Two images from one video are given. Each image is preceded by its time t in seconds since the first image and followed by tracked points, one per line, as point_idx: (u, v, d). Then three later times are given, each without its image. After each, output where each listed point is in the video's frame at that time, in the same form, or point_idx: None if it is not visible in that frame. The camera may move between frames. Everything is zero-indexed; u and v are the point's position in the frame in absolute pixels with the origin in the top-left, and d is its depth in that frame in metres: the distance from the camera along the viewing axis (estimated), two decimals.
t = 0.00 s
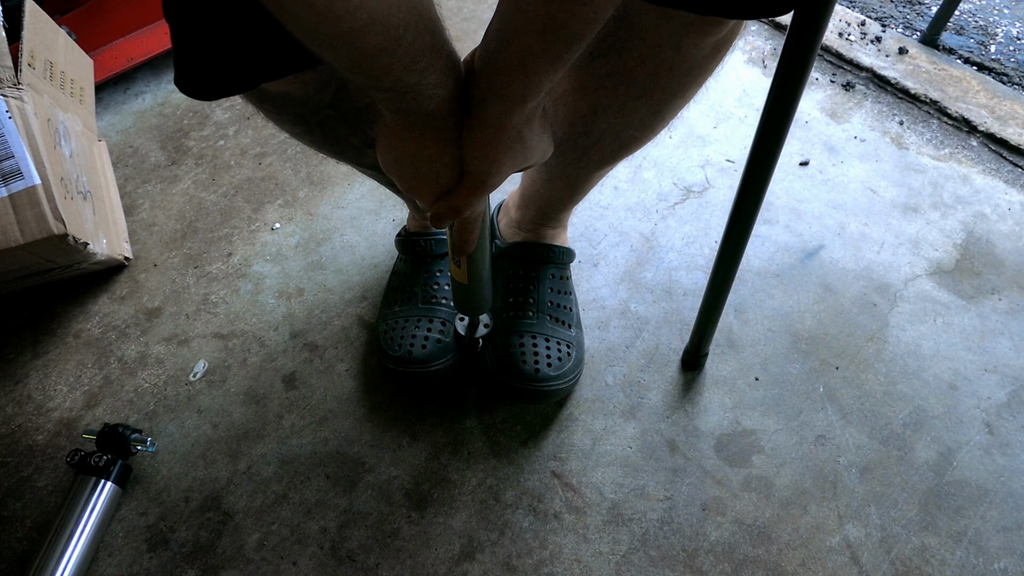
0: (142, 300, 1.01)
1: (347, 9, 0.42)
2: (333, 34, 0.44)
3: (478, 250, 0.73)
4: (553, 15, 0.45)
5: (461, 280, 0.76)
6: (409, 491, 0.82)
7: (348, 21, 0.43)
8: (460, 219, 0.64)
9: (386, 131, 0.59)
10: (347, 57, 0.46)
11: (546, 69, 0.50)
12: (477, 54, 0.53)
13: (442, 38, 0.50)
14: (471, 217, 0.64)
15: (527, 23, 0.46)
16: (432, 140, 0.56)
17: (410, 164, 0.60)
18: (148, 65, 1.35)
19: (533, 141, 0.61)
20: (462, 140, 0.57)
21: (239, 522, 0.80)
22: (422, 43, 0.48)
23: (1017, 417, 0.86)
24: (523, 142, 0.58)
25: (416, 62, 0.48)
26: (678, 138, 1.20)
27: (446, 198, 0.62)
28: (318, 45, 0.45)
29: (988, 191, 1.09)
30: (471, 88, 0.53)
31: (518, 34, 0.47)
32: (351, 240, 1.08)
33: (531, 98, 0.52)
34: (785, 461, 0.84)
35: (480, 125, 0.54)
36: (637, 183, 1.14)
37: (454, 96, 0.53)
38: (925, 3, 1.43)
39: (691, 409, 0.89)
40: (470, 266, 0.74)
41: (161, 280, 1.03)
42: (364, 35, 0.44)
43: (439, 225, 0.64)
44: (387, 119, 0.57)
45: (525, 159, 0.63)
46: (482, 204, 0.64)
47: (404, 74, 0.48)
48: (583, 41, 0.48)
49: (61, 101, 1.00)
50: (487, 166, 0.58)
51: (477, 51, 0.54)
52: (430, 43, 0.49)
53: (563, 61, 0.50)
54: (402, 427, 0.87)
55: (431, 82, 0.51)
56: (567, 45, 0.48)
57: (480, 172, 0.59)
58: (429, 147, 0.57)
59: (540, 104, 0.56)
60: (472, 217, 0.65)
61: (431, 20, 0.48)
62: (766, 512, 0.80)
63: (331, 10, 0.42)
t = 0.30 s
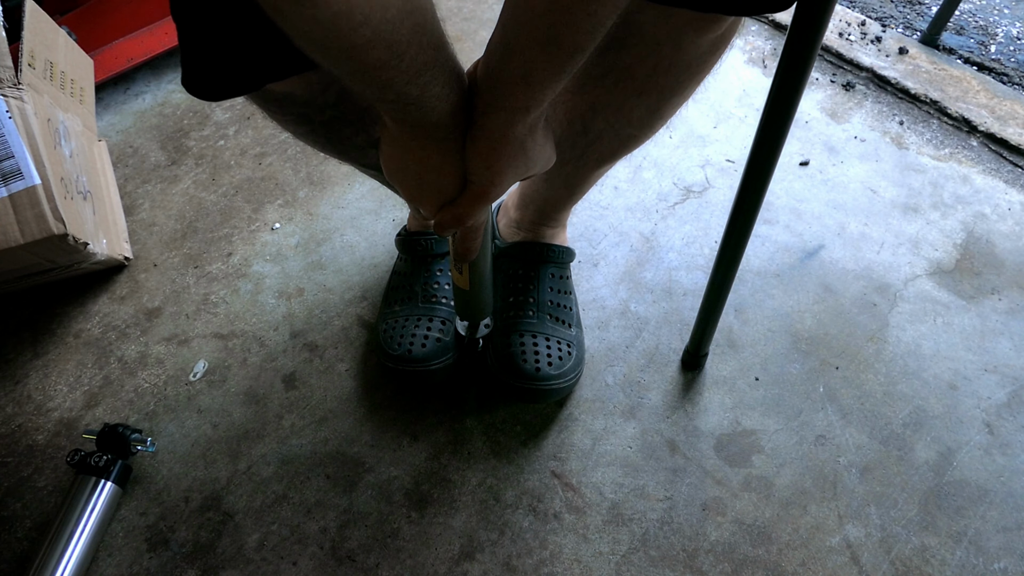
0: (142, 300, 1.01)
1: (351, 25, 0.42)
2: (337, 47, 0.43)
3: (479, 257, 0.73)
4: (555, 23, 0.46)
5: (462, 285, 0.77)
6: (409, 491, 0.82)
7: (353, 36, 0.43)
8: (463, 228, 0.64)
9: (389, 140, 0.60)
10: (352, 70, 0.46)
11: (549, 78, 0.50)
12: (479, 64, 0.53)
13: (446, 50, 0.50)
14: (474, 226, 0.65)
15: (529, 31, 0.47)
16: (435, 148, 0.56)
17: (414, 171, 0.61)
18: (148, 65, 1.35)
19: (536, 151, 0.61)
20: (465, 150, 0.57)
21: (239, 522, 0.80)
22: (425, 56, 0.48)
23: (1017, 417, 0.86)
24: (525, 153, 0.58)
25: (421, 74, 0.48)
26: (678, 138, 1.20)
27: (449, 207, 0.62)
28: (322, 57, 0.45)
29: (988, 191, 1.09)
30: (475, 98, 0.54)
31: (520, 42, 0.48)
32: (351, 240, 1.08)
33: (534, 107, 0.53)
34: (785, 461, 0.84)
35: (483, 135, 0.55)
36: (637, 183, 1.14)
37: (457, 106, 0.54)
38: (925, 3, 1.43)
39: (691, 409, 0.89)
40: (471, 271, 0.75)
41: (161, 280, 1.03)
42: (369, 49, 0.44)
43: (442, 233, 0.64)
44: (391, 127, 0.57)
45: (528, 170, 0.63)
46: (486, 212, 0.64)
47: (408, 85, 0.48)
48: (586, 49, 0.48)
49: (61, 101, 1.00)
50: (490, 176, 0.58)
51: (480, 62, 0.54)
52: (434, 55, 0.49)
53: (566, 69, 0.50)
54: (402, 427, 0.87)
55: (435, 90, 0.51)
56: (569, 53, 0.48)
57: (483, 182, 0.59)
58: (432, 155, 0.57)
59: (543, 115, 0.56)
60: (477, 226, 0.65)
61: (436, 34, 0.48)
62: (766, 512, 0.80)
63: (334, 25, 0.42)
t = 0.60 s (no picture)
0: (142, 300, 1.01)
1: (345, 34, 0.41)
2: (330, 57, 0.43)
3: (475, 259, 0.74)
4: (545, 30, 0.46)
5: (459, 290, 0.78)
6: (409, 490, 0.82)
7: (346, 44, 0.42)
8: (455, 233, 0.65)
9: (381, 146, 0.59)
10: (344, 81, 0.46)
11: (540, 84, 0.50)
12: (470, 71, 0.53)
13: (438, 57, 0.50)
14: (467, 230, 0.65)
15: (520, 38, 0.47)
16: (428, 156, 0.56)
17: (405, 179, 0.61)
18: (148, 65, 1.35)
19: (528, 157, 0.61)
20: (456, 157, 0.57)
21: (239, 522, 0.80)
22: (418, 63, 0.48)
23: (1017, 417, 0.86)
24: (517, 159, 0.59)
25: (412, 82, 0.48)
26: (678, 138, 1.20)
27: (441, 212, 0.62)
28: (315, 68, 0.45)
29: (988, 191, 1.09)
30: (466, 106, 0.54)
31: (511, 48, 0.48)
32: (351, 240, 1.08)
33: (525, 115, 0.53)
34: (785, 460, 0.84)
35: (474, 143, 0.55)
36: (637, 183, 1.14)
37: (449, 114, 0.53)
38: (925, 3, 1.43)
39: (691, 409, 0.89)
40: (468, 276, 0.76)
41: (161, 280, 1.03)
42: (361, 61, 0.44)
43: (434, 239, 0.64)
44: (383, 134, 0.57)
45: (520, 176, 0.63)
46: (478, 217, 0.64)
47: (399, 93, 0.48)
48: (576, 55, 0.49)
49: (60, 101, 1.00)
50: (482, 183, 0.58)
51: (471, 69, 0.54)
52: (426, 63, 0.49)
53: (556, 75, 0.50)
54: (402, 427, 0.87)
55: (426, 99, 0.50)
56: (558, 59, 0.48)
57: (476, 188, 0.59)
58: (425, 164, 0.57)
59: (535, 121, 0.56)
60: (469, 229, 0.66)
61: (428, 44, 0.48)
62: (766, 512, 0.80)
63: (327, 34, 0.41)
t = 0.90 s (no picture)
0: (142, 300, 1.01)
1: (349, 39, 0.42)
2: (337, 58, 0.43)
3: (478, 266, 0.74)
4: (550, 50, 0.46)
5: (462, 296, 0.78)
6: (409, 491, 0.82)
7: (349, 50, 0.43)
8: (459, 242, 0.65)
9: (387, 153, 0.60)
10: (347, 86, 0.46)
11: (542, 101, 0.50)
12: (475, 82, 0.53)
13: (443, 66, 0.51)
14: (472, 239, 0.65)
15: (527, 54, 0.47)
16: (433, 164, 0.57)
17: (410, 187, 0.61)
18: (148, 65, 1.35)
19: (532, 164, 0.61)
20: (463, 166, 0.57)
21: (239, 522, 0.80)
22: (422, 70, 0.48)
23: (1017, 417, 0.86)
24: (521, 169, 0.59)
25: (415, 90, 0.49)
26: (679, 138, 1.20)
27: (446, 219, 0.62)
28: (319, 73, 0.45)
29: (988, 191, 1.09)
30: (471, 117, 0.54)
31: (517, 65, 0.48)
32: (351, 240, 1.08)
33: (529, 126, 0.53)
34: (785, 460, 0.84)
35: (479, 152, 0.55)
36: (637, 184, 1.14)
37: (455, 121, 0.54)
38: (925, 3, 1.43)
39: (691, 409, 0.89)
40: (471, 282, 0.76)
41: (161, 280, 1.03)
42: (366, 65, 0.44)
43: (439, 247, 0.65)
44: (388, 141, 0.57)
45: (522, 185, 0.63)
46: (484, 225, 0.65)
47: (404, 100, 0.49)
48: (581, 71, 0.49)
49: (60, 101, 1.00)
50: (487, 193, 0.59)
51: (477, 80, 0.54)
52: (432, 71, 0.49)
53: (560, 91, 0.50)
54: (402, 427, 0.87)
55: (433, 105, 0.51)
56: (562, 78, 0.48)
57: (480, 198, 0.59)
58: (430, 171, 0.57)
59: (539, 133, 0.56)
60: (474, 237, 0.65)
61: (432, 51, 0.48)
62: (766, 512, 0.80)
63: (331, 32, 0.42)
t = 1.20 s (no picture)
0: (142, 300, 1.01)
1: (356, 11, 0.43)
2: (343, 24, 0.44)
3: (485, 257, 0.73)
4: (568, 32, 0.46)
5: (468, 291, 0.78)
6: (409, 490, 0.82)
7: (354, 17, 0.43)
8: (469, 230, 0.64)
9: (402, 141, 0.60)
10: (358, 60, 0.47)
11: (560, 88, 0.50)
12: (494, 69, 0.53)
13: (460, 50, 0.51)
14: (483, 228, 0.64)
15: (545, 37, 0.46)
16: (447, 151, 0.56)
17: (424, 173, 0.60)
18: (148, 65, 1.35)
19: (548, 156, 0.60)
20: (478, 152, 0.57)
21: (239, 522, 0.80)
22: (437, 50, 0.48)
23: (1017, 417, 0.86)
24: (537, 160, 0.58)
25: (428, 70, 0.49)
26: (678, 138, 1.20)
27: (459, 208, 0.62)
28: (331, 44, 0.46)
29: (988, 191, 1.09)
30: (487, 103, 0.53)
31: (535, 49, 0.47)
32: (351, 240, 1.08)
33: (545, 115, 0.52)
34: (785, 460, 0.84)
35: (494, 140, 0.54)
36: (637, 183, 1.14)
37: (470, 107, 0.53)
38: (925, 3, 1.43)
39: (691, 409, 0.89)
40: (477, 277, 0.75)
41: (161, 281, 1.03)
42: (374, 41, 0.45)
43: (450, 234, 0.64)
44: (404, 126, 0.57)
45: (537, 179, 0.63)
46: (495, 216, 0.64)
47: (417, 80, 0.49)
48: (600, 55, 0.49)
49: (61, 101, 1.00)
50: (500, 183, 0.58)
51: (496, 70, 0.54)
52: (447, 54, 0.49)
53: (577, 79, 0.50)
54: (402, 427, 0.87)
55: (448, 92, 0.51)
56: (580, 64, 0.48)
57: (493, 186, 0.58)
58: (444, 158, 0.57)
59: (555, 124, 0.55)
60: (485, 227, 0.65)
61: (446, 32, 0.49)
62: (766, 512, 0.80)
63: None
